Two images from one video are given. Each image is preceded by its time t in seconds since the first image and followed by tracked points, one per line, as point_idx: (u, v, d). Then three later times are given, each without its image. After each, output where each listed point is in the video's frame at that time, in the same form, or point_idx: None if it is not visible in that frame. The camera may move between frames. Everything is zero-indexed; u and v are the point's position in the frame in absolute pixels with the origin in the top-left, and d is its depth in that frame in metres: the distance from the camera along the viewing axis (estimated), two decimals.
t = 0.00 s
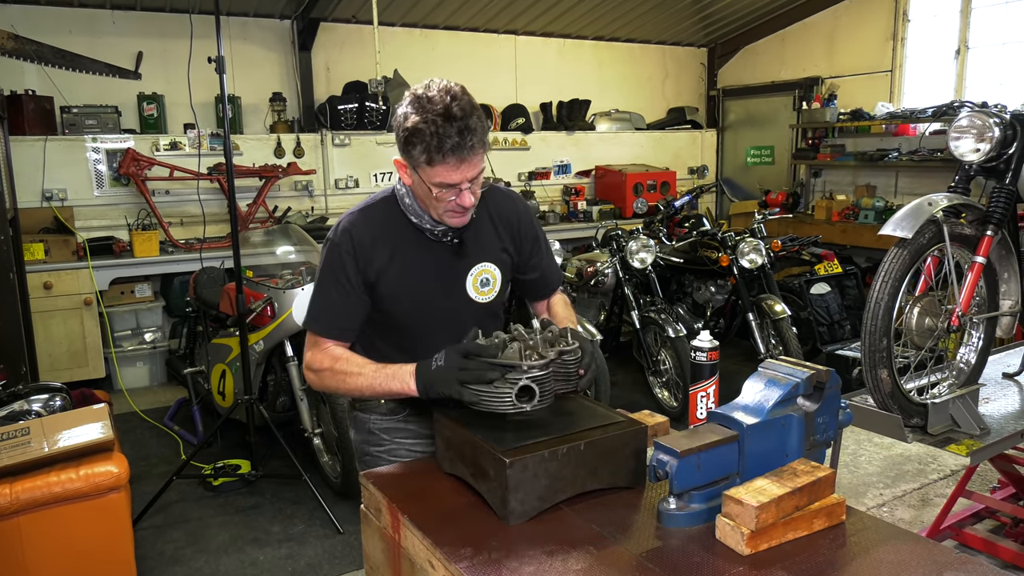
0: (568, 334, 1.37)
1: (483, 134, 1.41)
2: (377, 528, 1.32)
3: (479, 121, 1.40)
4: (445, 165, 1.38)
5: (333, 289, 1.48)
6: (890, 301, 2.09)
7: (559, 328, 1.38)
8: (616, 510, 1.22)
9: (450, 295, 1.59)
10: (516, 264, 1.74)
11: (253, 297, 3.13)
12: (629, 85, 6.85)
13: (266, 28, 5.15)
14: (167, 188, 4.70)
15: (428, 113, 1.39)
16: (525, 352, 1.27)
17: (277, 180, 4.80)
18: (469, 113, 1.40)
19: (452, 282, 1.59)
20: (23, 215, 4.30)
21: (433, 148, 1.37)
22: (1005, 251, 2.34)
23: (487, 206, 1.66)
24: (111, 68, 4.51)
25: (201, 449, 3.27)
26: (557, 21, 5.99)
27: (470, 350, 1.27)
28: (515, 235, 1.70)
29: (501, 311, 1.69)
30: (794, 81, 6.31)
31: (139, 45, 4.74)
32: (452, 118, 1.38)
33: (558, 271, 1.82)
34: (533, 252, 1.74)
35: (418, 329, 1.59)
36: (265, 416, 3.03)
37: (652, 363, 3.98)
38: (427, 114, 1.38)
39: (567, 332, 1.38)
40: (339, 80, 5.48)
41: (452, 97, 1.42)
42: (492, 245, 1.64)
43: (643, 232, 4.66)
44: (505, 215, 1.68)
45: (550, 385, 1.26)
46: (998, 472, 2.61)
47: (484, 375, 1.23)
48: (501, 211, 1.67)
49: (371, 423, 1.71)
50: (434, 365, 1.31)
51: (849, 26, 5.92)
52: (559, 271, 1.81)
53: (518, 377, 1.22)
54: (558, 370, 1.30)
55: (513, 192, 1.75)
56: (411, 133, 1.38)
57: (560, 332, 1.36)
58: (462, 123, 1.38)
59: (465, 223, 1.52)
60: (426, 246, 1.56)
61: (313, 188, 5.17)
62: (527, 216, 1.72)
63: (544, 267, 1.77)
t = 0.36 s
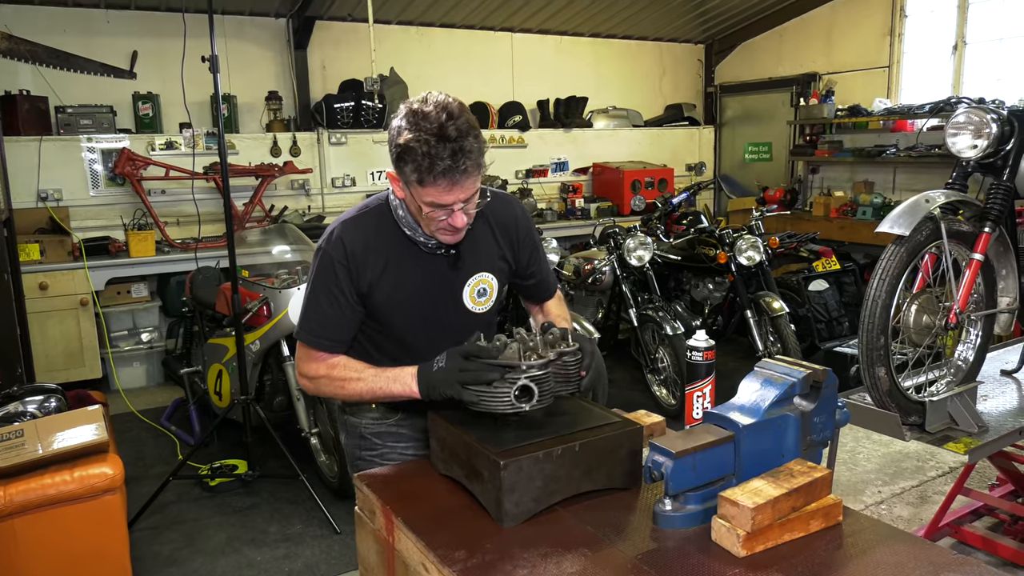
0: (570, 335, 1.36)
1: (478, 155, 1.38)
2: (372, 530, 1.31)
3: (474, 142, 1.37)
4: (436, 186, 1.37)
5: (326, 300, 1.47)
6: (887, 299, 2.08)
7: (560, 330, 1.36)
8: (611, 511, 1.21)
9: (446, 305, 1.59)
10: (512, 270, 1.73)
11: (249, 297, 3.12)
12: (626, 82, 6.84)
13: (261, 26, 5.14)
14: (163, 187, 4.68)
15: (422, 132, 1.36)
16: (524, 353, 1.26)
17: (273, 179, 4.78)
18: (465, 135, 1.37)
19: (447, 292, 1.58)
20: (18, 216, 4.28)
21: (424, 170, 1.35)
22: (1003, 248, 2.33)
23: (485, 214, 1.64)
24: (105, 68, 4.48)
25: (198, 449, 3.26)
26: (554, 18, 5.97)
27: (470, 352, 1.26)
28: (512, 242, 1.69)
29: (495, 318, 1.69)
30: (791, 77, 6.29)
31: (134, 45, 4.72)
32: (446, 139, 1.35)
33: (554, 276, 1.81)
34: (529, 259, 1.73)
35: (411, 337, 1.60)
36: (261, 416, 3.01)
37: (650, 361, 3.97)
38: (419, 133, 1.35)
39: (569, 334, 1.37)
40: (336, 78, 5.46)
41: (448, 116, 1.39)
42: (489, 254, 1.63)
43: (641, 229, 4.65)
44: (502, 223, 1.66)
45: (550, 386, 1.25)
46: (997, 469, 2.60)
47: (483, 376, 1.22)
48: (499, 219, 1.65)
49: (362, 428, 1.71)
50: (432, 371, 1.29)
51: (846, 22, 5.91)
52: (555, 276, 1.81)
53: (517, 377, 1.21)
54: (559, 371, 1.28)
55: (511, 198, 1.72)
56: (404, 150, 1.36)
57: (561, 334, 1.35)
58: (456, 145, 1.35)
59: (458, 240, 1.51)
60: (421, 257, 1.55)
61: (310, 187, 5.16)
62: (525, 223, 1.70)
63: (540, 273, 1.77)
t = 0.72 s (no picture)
0: (569, 350, 1.33)
1: (484, 157, 1.36)
2: (366, 534, 1.29)
3: (481, 144, 1.35)
4: (443, 191, 1.35)
5: (323, 302, 1.45)
6: (891, 298, 2.05)
7: (560, 345, 1.34)
8: (607, 516, 1.19)
9: (445, 308, 1.57)
10: (512, 274, 1.71)
11: (248, 295, 3.10)
12: (628, 78, 6.80)
13: (261, 22, 5.11)
14: (163, 184, 4.67)
15: (428, 135, 1.33)
16: (520, 367, 1.23)
17: (274, 176, 4.76)
18: (471, 138, 1.35)
19: (445, 295, 1.56)
20: (17, 213, 4.26)
21: (430, 174, 1.33)
22: (1008, 247, 2.31)
23: (486, 216, 1.61)
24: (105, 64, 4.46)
25: (198, 447, 3.25)
26: (556, 14, 5.94)
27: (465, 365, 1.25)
28: (513, 245, 1.67)
29: (495, 322, 1.67)
30: (795, 73, 6.24)
31: (134, 41, 4.70)
32: (453, 143, 1.33)
33: (556, 280, 1.79)
34: (530, 262, 1.71)
35: (408, 340, 1.58)
36: (260, 414, 3.00)
37: (651, 359, 3.95)
38: (425, 136, 1.33)
39: (569, 350, 1.33)
40: (337, 74, 5.44)
41: (453, 119, 1.37)
42: (489, 256, 1.60)
43: (643, 226, 4.62)
44: (504, 225, 1.64)
45: (545, 402, 1.22)
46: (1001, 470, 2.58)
47: (476, 389, 1.20)
48: (500, 221, 1.63)
49: (357, 429, 1.69)
50: (427, 381, 1.27)
51: (850, 18, 5.87)
52: (557, 281, 1.78)
53: (510, 392, 1.19)
54: (555, 388, 1.25)
55: (514, 200, 1.70)
56: (408, 154, 1.34)
57: (560, 348, 1.31)
58: (463, 149, 1.33)
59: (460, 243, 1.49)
60: (420, 259, 1.53)
61: (311, 184, 5.14)
62: (527, 226, 1.67)
63: (541, 277, 1.74)
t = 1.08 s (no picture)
0: (582, 356, 1.31)
1: (496, 155, 1.34)
2: (370, 534, 1.28)
3: (492, 142, 1.33)
4: (454, 190, 1.32)
5: (330, 300, 1.43)
6: (907, 294, 2.02)
7: (571, 350, 1.32)
8: (615, 518, 1.17)
9: (453, 307, 1.55)
10: (521, 272, 1.68)
11: (257, 289, 3.09)
12: (639, 69, 6.74)
13: (269, 14, 5.09)
14: (172, 178, 4.67)
15: (438, 134, 1.31)
16: (531, 374, 1.21)
17: (282, 169, 4.75)
18: (482, 136, 1.33)
19: (453, 293, 1.54)
20: (27, 207, 4.27)
21: (442, 174, 1.30)
22: None
23: (496, 214, 1.59)
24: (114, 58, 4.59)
25: (206, 441, 3.25)
26: (566, 5, 5.88)
27: (475, 372, 1.24)
28: (523, 244, 1.64)
29: (503, 321, 1.65)
30: (808, 64, 6.16)
31: (142, 34, 4.69)
32: (465, 141, 1.31)
33: (566, 278, 1.76)
34: (539, 261, 1.68)
35: (416, 339, 1.56)
36: (268, 409, 2.99)
37: (662, 354, 3.92)
38: (436, 134, 1.30)
39: (582, 356, 1.31)
40: (345, 66, 5.41)
41: (463, 117, 1.34)
42: (499, 255, 1.58)
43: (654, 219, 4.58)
44: (514, 223, 1.61)
45: (556, 410, 1.20)
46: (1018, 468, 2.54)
47: (485, 396, 1.18)
48: (510, 218, 1.60)
49: (364, 428, 1.68)
50: (435, 387, 1.25)
51: (864, 7, 5.78)
52: (567, 279, 1.75)
53: (521, 399, 1.16)
54: (567, 394, 1.23)
55: (524, 197, 1.67)
56: (418, 153, 1.31)
57: (571, 354, 1.29)
58: (475, 148, 1.31)
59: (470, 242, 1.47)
60: (428, 258, 1.51)
61: (320, 177, 5.12)
62: (537, 224, 1.64)
63: (551, 275, 1.71)
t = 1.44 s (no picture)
0: (595, 354, 1.29)
1: (512, 150, 1.32)
2: (378, 533, 1.26)
3: (508, 138, 1.31)
4: (468, 187, 1.30)
5: (341, 297, 1.42)
6: (926, 290, 1.98)
7: (583, 347, 1.30)
8: (627, 519, 1.15)
9: (465, 304, 1.53)
10: (533, 268, 1.66)
11: (268, 282, 3.09)
12: (653, 59, 6.67)
13: (281, 6, 5.07)
14: (185, 170, 4.67)
15: (452, 130, 1.29)
16: (542, 373, 1.19)
17: (295, 162, 4.74)
18: (497, 132, 1.31)
19: (465, 290, 1.52)
20: (42, 201, 4.29)
21: (455, 170, 1.28)
22: None
23: (509, 209, 1.56)
24: (127, 51, 4.62)
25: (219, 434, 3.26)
26: None
27: (485, 370, 1.22)
28: (535, 239, 1.61)
29: (516, 317, 1.63)
30: (824, 53, 6.07)
31: (155, 27, 4.69)
32: (480, 137, 1.28)
33: (579, 274, 1.74)
34: (552, 256, 1.66)
35: (427, 336, 1.54)
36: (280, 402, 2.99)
37: (676, 348, 3.90)
38: (450, 129, 1.28)
39: (594, 354, 1.29)
40: (357, 58, 5.39)
41: (478, 112, 1.32)
42: (511, 251, 1.56)
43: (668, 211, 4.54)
44: (527, 218, 1.58)
45: (568, 409, 1.18)
46: None
47: (497, 395, 1.16)
48: (523, 213, 1.58)
49: (374, 425, 1.67)
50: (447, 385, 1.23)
51: None
52: (580, 275, 1.73)
53: (532, 398, 1.14)
54: (579, 393, 1.21)
55: (538, 192, 1.64)
56: (432, 149, 1.29)
57: (584, 352, 1.27)
58: (490, 144, 1.29)
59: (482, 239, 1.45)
60: (440, 254, 1.48)
61: (332, 169, 5.11)
62: (550, 219, 1.62)
63: (564, 271, 1.69)
